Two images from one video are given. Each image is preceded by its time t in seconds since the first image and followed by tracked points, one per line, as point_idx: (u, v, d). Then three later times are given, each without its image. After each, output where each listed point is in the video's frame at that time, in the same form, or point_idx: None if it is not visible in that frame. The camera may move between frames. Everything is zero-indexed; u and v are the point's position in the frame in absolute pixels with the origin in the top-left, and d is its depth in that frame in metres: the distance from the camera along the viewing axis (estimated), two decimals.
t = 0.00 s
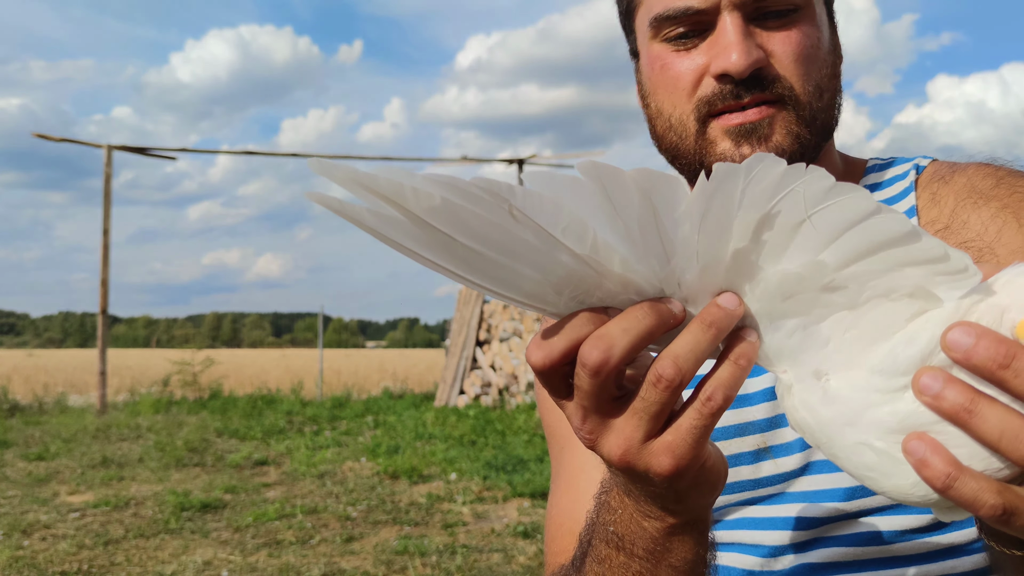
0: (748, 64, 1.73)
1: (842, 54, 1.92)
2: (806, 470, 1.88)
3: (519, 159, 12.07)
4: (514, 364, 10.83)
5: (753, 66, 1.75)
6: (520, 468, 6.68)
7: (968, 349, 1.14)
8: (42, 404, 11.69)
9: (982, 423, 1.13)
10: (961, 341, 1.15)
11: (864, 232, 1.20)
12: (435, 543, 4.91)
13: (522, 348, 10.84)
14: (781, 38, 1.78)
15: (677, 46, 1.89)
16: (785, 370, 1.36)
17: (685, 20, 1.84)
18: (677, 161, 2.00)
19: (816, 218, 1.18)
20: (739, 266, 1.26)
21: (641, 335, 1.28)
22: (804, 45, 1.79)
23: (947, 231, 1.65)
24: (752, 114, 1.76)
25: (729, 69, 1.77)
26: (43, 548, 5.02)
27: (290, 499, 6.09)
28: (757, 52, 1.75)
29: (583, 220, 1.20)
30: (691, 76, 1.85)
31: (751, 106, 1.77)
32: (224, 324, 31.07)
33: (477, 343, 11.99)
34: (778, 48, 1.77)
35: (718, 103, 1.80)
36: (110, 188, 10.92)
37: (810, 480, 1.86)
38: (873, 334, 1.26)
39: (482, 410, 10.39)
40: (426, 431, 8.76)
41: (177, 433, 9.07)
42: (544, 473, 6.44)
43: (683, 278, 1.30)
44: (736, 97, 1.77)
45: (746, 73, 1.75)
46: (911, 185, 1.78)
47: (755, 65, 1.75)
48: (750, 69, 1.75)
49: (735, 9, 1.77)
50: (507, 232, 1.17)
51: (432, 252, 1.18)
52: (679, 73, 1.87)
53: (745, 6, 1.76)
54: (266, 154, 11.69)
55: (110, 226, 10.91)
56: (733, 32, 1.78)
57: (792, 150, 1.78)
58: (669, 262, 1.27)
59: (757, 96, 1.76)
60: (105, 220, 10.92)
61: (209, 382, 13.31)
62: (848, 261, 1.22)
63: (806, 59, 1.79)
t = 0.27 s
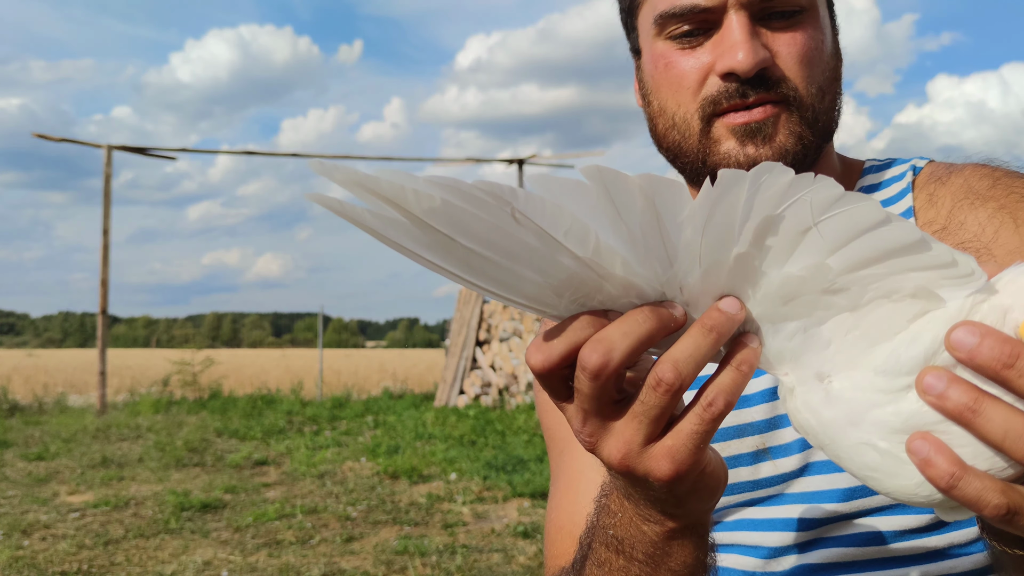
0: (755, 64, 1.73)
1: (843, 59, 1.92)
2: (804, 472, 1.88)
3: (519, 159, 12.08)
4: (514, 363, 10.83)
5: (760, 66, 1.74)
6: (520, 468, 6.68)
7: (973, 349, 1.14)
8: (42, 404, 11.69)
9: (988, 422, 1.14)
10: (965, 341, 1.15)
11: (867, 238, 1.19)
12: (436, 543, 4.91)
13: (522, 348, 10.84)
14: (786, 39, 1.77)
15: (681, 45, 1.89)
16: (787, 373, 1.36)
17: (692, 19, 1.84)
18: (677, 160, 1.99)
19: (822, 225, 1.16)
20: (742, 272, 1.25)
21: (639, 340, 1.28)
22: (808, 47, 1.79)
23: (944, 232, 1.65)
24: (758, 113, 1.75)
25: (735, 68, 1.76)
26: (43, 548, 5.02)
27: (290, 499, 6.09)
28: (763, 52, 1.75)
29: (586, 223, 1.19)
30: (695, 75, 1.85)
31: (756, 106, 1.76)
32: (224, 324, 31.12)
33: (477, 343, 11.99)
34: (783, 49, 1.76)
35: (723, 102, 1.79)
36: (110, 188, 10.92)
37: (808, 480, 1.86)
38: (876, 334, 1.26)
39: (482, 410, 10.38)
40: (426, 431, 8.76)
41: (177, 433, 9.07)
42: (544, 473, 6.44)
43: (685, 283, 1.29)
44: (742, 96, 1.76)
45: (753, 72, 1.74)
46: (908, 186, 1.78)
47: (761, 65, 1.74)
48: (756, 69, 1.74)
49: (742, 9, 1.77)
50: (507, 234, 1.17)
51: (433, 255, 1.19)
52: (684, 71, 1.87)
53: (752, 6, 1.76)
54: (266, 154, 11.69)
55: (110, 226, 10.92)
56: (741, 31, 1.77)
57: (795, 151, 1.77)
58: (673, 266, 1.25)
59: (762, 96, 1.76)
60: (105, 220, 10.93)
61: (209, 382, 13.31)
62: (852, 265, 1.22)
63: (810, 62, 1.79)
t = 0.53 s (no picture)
0: (755, 64, 1.73)
1: (844, 59, 1.92)
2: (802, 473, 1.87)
3: (519, 159, 12.08)
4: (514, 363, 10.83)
5: (760, 66, 1.74)
6: (520, 468, 6.67)
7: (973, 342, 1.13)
8: (42, 404, 11.70)
9: (982, 413, 1.13)
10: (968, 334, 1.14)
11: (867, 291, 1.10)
12: (435, 542, 4.91)
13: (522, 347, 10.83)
14: (787, 40, 1.77)
15: (682, 44, 1.89)
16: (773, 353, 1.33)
17: (692, 18, 1.84)
18: (678, 162, 1.98)
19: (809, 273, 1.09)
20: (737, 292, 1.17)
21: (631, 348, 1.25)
22: (809, 47, 1.78)
23: (944, 233, 1.64)
24: (758, 115, 1.75)
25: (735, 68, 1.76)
26: (44, 548, 5.03)
27: (290, 499, 6.09)
28: (764, 52, 1.75)
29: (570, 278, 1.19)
30: (696, 75, 1.86)
31: (756, 106, 1.76)
32: (224, 323, 31.13)
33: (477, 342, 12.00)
34: (783, 49, 1.76)
35: (723, 102, 1.79)
36: (111, 188, 10.93)
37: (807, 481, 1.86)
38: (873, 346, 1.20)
39: (482, 410, 10.38)
40: (426, 431, 8.76)
41: (177, 433, 9.07)
42: (544, 473, 6.44)
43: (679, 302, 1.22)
44: (742, 96, 1.76)
45: (754, 72, 1.74)
46: (908, 187, 1.77)
47: (762, 65, 1.74)
48: (756, 69, 1.74)
49: (743, 8, 1.76)
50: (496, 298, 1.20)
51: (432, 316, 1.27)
52: (685, 71, 1.87)
53: (753, 6, 1.76)
54: (266, 154, 11.70)
55: (110, 226, 10.92)
56: (741, 31, 1.77)
57: (796, 152, 1.75)
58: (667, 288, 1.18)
59: (762, 97, 1.75)
60: (105, 221, 10.93)
61: (209, 382, 13.32)
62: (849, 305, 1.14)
63: (811, 62, 1.79)
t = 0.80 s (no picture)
0: (774, 59, 1.71)
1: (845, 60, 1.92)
2: (801, 474, 1.88)
3: (519, 159, 12.09)
4: (514, 363, 10.83)
5: (777, 62, 1.72)
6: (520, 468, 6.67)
7: (932, 353, 1.13)
8: (43, 403, 11.71)
9: (942, 422, 1.12)
10: (927, 346, 1.14)
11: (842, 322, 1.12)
12: (436, 542, 4.92)
13: (522, 347, 10.84)
14: (799, 37, 1.76)
15: (693, 41, 1.86)
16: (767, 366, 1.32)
17: (706, 14, 1.82)
18: (687, 163, 1.94)
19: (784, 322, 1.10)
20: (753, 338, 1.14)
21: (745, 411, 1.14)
22: (820, 45, 1.77)
23: (941, 234, 1.63)
24: (776, 113, 1.73)
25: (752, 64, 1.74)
26: (45, 547, 5.03)
27: (291, 498, 6.10)
28: (779, 48, 1.73)
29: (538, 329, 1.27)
30: (709, 72, 1.83)
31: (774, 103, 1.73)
32: (224, 323, 31.13)
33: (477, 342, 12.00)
34: (798, 46, 1.75)
35: (739, 99, 1.77)
36: (111, 188, 10.94)
37: (806, 482, 1.87)
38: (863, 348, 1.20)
39: (482, 410, 10.38)
40: (427, 430, 8.77)
41: (178, 432, 9.08)
42: (544, 472, 6.44)
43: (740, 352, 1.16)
44: (760, 92, 1.73)
45: (771, 67, 1.72)
46: (906, 189, 1.74)
47: (779, 61, 1.72)
48: (774, 65, 1.72)
49: (758, 5, 1.76)
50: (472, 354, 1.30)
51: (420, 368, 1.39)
52: (698, 68, 1.84)
53: (766, 4, 1.75)
54: (266, 155, 11.71)
55: (111, 226, 10.93)
56: (756, 27, 1.75)
57: (814, 150, 1.72)
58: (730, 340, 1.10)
59: (779, 94, 1.73)
60: (106, 221, 10.92)
61: (210, 382, 13.33)
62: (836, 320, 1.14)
63: (822, 60, 1.77)
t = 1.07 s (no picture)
0: (769, 64, 1.60)
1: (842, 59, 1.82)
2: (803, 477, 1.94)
3: (519, 159, 12.09)
4: (514, 363, 10.82)
5: (773, 67, 1.61)
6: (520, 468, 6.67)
7: (875, 410, 1.02)
8: (44, 403, 11.73)
9: (917, 471, 1.00)
10: (868, 404, 1.03)
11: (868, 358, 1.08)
12: (436, 542, 4.91)
13: (522, 347, 10.82)
14: (795, 40, 1.65)
15: (687, 46, 1.75)
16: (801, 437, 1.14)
17: (700, 20, 1.71)
18: (682, 169, 1.84)
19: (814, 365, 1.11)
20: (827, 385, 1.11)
21: (748, 451, 1.05)
22: (817, 47, 1.67)
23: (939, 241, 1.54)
24: (772, 118, 1.62)
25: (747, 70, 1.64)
26: (45, 547, 5.03)
27: (291, 498, 6.10)
28: (775, 52, 1.62)
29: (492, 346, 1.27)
30: (703, 77, 1.72)
31: (769, 107, 1.63)
32: (225, 323, 31.14)
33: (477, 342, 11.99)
34: (794, 51, 1.64)
35: (734, 105, 1.66)
36: (111, 188, 10.94)
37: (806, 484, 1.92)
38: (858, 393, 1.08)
39: (482, 410, 10.36)
40: (426, 431, 8.76)
41: (178, 432, 9.09)
42: (544, 471, 6.44)
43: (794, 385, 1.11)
44: (755, 98, 1.63)
45: (766, 73, 1.61)
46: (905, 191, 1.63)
47: (775, 65, 1.61)
48: (768, 71, 1.61)
49: (752, 9, 1.65)
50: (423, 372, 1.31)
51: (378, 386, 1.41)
52: (692, 74, 1.74)
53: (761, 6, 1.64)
54: (265, 155, 11.69)
55: (111, 226, 10.93)
56: (751, 32, 1.65)
57: (810, 156, 1.62)
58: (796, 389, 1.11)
59: (774, 99, 1.62)
60: (106, 221, 10.92)
61: (210, 381, 13.35)
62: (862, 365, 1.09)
63: (818, 63, 1.67)
